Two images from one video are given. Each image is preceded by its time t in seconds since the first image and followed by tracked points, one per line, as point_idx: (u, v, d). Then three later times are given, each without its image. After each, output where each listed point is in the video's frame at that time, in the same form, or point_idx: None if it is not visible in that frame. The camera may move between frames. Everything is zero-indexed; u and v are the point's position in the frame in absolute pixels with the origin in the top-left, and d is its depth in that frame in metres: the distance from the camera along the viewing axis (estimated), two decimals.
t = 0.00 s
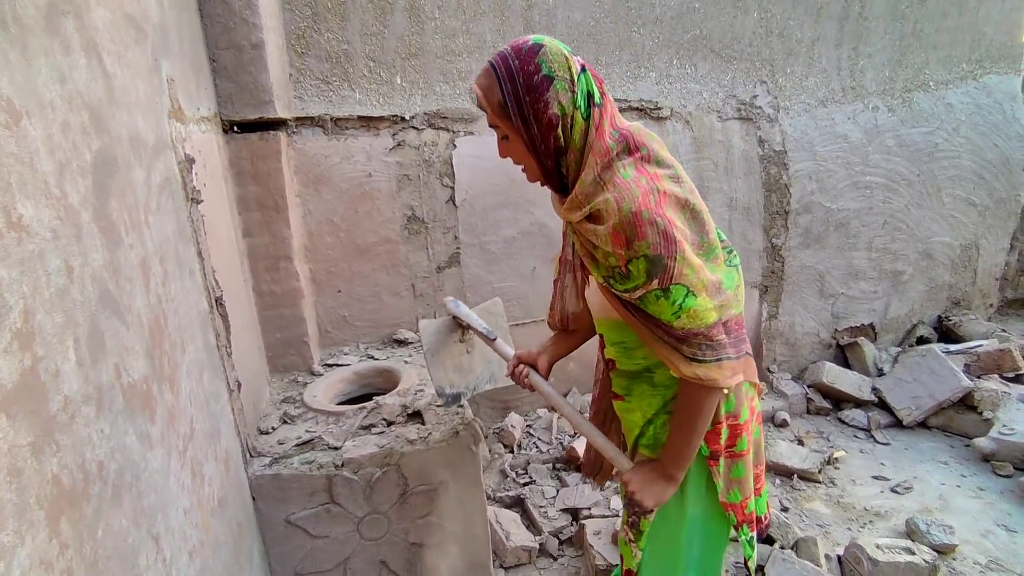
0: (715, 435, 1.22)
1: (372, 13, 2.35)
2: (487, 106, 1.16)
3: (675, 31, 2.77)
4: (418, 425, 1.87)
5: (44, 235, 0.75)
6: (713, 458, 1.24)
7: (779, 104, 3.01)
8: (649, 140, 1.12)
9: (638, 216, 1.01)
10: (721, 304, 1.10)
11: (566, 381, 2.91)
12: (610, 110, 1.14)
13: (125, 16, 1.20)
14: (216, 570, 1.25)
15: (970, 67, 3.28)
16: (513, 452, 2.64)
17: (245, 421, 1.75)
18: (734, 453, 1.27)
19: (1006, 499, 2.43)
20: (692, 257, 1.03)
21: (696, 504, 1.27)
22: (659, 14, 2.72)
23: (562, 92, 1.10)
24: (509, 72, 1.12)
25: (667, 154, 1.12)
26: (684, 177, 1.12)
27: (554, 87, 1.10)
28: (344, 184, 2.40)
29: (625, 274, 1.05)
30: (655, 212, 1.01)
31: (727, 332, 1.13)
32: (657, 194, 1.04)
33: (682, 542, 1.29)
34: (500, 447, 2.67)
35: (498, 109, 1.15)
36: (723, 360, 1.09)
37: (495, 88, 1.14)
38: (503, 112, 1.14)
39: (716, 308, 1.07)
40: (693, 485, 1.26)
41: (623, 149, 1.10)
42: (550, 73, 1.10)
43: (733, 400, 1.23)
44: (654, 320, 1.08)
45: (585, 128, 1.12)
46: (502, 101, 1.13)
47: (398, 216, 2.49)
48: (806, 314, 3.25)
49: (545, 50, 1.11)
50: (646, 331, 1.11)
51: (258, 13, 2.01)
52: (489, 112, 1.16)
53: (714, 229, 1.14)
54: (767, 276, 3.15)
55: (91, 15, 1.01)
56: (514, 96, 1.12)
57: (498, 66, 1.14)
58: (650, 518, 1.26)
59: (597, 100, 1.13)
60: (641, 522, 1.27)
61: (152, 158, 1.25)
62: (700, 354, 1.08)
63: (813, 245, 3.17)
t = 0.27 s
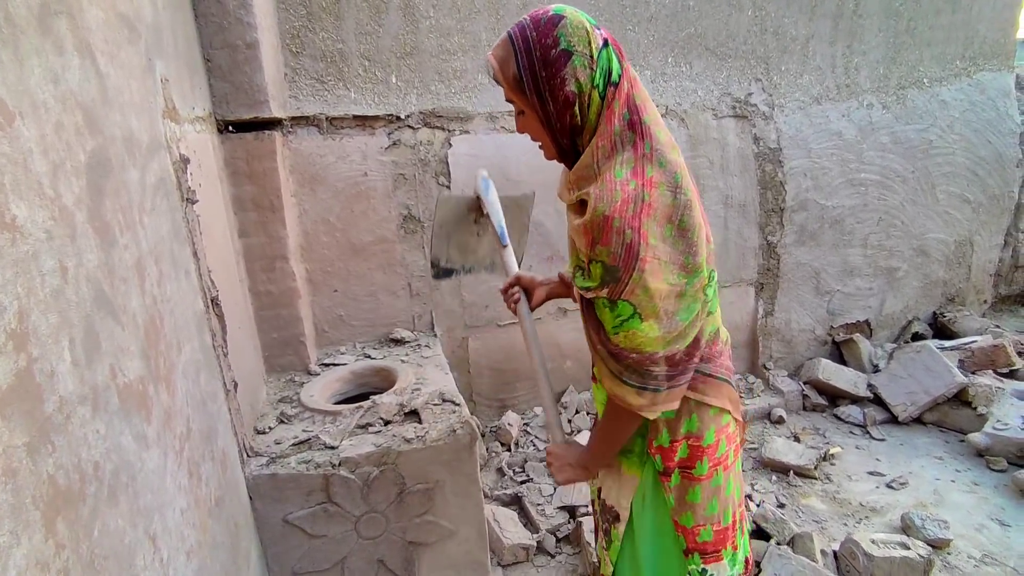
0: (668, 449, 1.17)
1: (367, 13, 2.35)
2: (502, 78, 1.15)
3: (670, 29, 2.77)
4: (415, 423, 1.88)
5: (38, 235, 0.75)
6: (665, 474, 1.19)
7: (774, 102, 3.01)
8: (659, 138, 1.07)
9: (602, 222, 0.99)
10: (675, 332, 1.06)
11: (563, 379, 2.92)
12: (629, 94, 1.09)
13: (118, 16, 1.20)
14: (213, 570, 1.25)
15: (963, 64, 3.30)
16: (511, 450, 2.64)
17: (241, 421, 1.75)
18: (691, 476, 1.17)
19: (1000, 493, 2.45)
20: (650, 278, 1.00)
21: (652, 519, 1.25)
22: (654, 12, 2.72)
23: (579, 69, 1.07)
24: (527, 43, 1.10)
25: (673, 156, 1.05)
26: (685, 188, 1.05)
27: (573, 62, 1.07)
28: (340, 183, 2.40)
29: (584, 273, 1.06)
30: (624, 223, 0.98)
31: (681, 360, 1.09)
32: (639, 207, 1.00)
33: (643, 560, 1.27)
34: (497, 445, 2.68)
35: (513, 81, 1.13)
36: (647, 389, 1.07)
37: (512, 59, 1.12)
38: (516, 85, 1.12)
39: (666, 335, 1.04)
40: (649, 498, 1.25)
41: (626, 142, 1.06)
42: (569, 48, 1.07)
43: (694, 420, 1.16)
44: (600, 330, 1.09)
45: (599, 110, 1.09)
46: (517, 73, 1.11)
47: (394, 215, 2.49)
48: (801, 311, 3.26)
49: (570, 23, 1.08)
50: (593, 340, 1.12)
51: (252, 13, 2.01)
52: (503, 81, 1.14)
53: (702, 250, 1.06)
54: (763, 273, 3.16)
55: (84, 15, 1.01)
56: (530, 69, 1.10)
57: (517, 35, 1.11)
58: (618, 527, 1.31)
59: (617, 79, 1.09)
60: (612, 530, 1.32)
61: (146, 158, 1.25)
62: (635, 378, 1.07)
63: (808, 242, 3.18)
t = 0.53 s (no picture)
0: (673, 442, 1.20)
1: (364, 11, 2.35)
2: (487, 83, 1.23)
3: (667, 28, 2.77)
4: (413, 422, 1.88)
5: (33, 235, 0.74)
6: (671, 466, 1.22)
7: (771, 100, 3.02)
8: (636, 133, 1.12)
9: (572, 225, 1.10)
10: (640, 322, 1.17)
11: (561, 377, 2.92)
12: (609, 94, 1.16)
13: (113, 15, 1.20)
14: (212, 569, 1.25)
15: (960, 62, 3.30)
16: (509, 449, 2.64)
17: (239, 421, 1.74)
18: (698, 469, 1.20)
19: (997, 490, 2.45)
20: (613, 277, 1.10)
21: (657, 513, 1.26)
22: (651, 10, 2.72)
23: (559, 72, 1.15)
24: (509, 49, 1.18)
25: (652, 152, 1.11)
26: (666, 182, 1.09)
27: (551, 66, 1.15)
28: (337, 182, 2.40)
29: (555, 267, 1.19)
30: (597, 226, 1.08)
31: (645, 348, 1.20)
32: (616, 211, 1.08)
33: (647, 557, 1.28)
34: (495, 444, 2.68)
35: (496, 85, 1.22)
36: (592, 371, 1.23)
37: (494, 65, 1.20)
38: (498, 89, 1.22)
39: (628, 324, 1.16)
40: (655, 493, 1.26)
41: (604, 140, 1.13)
42: (548, 52, 1.15)
43: (699, 413, 1.19)
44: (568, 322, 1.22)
45: (579, 110, 1.18)
46: (498, 77, 1.20)
47: (391, 214, 2.49)
48: (799, 309, 3.27)
49: (547, 28, 1.16)
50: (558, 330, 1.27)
51: (248, 12, 2.00)
52: (486, 86, 1.23)
53: (686, 243, 1.10)
54: (760, 271, 3.16)
55: (79, 14, 1.01)
56: (513, 73, 1.18)
57: (500, 41, 1.20)
58: (624, 523, 1.32)
59: (595, 78, 1.17)
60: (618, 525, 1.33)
61: (143, 157, 1.25)
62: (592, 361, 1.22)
63: (806, 239, 3.18)
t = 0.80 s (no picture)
0: (719, 430, 1.22)
1: (363, 8, 2.35)
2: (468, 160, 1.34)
3: (667, 25, 2.77)
4: (413, 420, 1.88)
5: (31, 233, 0.74)
6: (721, 456, 1.23)
7: (771, 97, 3.01)
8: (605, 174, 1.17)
9: (569, 274, 1.14)
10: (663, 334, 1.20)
11: (561, 375, 2.92)
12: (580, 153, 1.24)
13: (111, 12, 1.19)
14: (211, 567, 1.25)
15: (960, 59, 3.30)
16: (508, 446, 2.64)
17: (238, 419, 1.74)
18: (747, 456, 1.23)
19: (995, 487, 2.46)
20: (621, 302, 1.12)
21: (701, 503, 1.26)
22: (650, 7, 2.72)
23: (532, 142, 1.25)
24: (484, 126, 1.29)
25: (623, 183, 1.14)
26: (643, 207, 1.12)
27: (523, 138, 1.25)
28: (336, 180, 2.39)
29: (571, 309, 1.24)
30: (587, 263, 1.11)
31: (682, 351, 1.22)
32: (600, 246, 1.11)
33: (688, 546, 1.28)
34: (495, 441, 2.68)
35: (476, 160, 1.31)
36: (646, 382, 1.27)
37: (471, 143, 1.30)
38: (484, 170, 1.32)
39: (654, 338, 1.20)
40: (699, 484, 1.25)
41: (574, 192, 1.18)
42: (520, 126, 1.25)
43: (743, 400, 1.21)
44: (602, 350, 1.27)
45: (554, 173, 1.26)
46: (480, 162, 1.31)
47: (390, 212, 2.49)
48: (798, 306, 3.27)
49: (517, 106, 1.26)
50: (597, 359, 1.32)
51: (246, 9, 2.00)
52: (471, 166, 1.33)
53: (677, 252, 1.12)
54: (760, 269, 3.16)
55: (77, 11, 1.00)
56: (489, 148, 1.29)
57: (475, 121, 1.30)
58: (653, 516, 1.33)
59: (565, 144, 1.26)
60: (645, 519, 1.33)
61: (141, 155, 1.24)
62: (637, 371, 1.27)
63: (805, 237, 3.18)
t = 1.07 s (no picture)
0: (740, 409, 1.28)
1: (362, 4, 2.33)
2: (473, 197, 1.39)
3: (667, 21, 2.76)
4: (413, 417, 1.87)
5: (30, 227, 0.74)
6: (741, 433, 1.29)
7: (771, 94, 3.00)
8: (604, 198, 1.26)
9: (587, 291, 1.23)
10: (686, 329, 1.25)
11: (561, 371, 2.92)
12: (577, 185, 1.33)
13: (110, 6, 1.19)
14: (212, 564, 1.24)
15: (961, 55, 3.29)
16: (509, 443, 2.64)
17: (238, 415, 1.74)
18: (767, 430, 1.29)
19: (996, 483, 2.46)
20: (642, 307, 1.20)
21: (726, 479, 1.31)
22: (651, 2, 2.71)
23: (534, 181, 1.32)
24: (487, 166, 1.35)
25: (622, 202, 1.24)
26: (644, 218, 1.22)
27: (526, 178, 1.32)
28: (336, 176, 2.39)
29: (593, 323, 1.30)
30: (603, 276, 1.20)
31: (706, 339, 1.29)
32: (608, 258, 1.20)
33: (707, 519, 1.32)
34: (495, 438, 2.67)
35: (481, 198, 1.37)
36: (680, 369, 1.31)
37: (476, 182, 1.36)
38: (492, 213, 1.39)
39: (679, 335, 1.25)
40: (719, 460, 1.30)
41: (576, 220, 1.27)
42: (522, 167, 1.32)
43: (760, 377, 1.28)
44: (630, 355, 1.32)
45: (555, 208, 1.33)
46: (488, 205, 1.38)
47: (390, 208, 2.48)
48: (798, 303, 3.27)
49: (516, 148, 1.33)
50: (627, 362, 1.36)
51: (245, 4, 1.99)
52: (478, 207, 1.39)
53: (679, 251, 1.22)
54: (760, 265, 3.16)
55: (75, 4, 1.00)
56: (494, 187, 1.35)
57: (477, 160, 1.36)
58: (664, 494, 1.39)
59: (564, 180, 1.33)
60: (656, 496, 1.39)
61: (140, 150, 1.23)
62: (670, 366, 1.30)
63: (806, 234, 3.18)
